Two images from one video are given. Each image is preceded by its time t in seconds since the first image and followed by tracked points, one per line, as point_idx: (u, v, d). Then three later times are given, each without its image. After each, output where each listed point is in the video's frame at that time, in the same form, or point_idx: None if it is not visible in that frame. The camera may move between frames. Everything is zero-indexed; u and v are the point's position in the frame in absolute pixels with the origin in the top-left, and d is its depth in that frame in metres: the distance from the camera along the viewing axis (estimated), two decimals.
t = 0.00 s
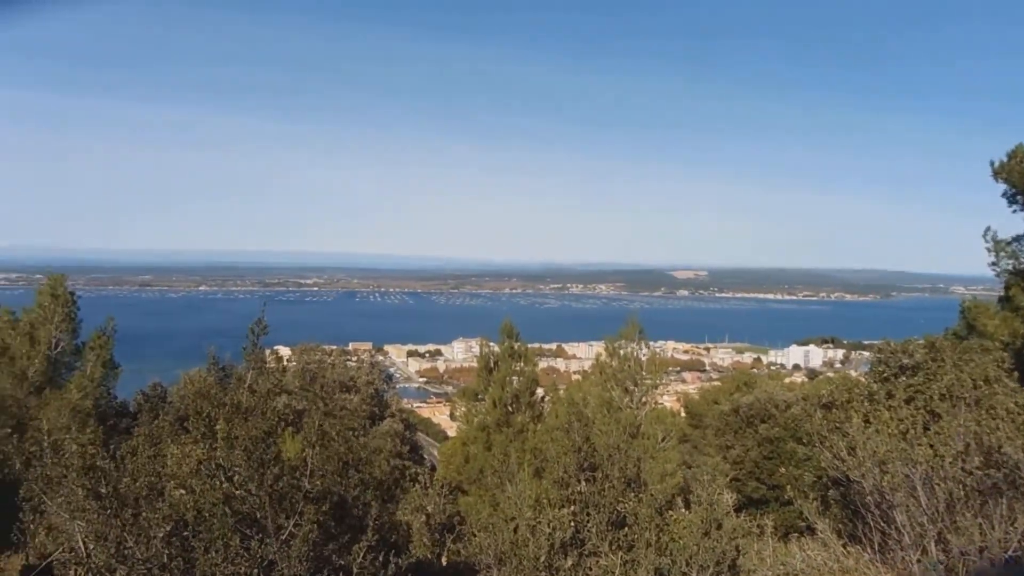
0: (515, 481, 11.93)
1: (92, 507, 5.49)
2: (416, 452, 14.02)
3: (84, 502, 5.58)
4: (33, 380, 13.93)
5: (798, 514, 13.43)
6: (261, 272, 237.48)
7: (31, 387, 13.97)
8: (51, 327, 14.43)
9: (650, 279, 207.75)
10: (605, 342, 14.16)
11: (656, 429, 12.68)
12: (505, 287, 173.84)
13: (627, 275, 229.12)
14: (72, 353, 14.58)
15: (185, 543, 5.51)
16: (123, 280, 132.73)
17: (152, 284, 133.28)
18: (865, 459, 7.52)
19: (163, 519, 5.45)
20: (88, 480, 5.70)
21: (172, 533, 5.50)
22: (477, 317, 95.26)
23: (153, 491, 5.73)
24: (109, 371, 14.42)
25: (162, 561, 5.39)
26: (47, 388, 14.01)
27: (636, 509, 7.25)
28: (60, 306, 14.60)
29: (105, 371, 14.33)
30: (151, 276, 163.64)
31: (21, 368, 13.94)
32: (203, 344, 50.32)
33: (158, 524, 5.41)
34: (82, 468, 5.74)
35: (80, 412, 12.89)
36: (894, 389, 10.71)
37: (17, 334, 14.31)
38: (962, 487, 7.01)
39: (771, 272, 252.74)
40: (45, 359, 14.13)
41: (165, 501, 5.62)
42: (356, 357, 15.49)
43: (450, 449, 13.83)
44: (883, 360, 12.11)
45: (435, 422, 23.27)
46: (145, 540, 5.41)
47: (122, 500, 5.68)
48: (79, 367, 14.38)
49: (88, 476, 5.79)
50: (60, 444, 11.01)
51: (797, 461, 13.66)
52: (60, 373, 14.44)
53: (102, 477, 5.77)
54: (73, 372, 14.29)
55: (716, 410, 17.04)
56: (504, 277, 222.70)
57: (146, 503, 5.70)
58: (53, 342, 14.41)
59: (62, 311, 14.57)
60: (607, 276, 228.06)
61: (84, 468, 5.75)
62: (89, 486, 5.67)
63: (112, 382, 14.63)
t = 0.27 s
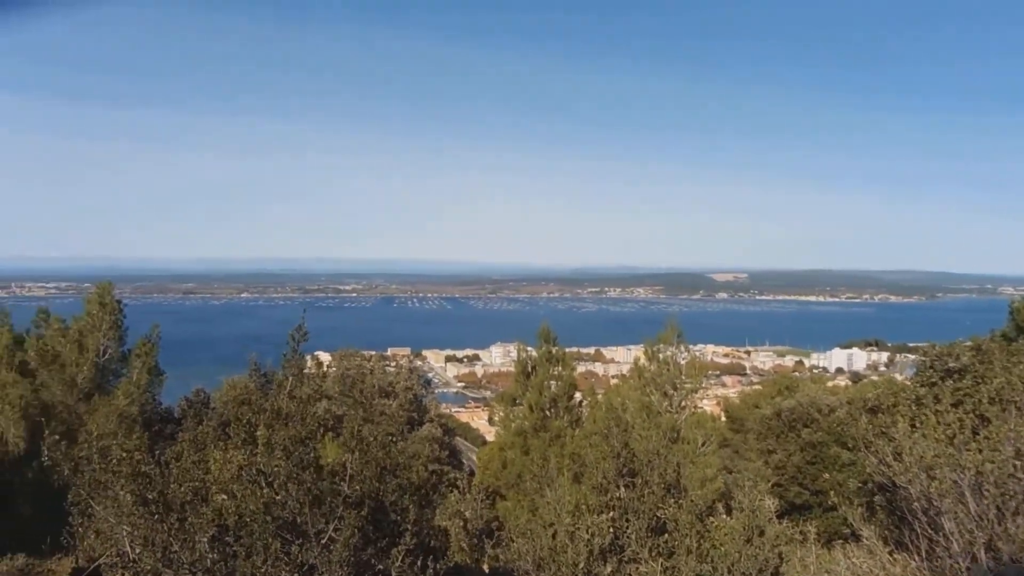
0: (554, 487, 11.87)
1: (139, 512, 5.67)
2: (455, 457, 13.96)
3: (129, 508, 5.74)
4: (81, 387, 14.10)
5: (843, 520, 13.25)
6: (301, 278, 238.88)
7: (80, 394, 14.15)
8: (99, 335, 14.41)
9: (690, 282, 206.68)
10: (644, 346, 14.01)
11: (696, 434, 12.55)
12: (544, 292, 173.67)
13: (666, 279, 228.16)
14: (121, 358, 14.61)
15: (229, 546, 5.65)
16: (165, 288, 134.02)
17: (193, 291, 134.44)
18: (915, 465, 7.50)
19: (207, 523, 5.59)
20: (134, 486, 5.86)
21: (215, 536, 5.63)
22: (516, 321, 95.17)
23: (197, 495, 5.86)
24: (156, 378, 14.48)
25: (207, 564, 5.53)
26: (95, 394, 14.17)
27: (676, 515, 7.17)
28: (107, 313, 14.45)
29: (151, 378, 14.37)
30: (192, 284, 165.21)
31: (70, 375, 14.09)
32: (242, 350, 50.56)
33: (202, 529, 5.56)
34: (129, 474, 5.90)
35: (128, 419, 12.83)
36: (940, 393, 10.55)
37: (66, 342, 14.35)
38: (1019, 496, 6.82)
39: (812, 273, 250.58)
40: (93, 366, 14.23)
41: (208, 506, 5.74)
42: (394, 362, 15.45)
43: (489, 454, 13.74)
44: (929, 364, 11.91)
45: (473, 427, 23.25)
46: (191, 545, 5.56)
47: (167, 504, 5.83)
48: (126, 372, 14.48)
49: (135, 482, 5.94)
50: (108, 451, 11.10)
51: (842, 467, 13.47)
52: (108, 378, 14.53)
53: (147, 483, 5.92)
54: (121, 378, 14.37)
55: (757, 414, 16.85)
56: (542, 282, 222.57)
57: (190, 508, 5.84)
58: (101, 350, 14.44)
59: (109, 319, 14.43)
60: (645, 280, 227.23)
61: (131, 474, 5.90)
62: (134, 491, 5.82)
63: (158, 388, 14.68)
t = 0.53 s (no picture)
0: (586, 489, 11.83)
1: (174, 512, 5.84)
2: (486, 459, 13.93)
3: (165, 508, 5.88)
4: (120, 389, 13.85)
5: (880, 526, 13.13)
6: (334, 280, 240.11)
7: (120, 396, 13.87)
8: (136, 338, 14.14)
9: (722, 284, 205.84)
10: (675, 348, 13.91)
11: (729, 438, 12.47)
12: (576, 294, 173.61)
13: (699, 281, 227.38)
14: (156, 361, 14.35)
15: (265, 547, 5.78)
16: (199, 291, 135.13)
17: (227, 294, 135.48)
18: (954, 469, 7.52)
19: (243, 525, 5.73)
20: (171, 487, 5.97)
21: (251, 537, 5.77)
22: (548, 324, 95.15)
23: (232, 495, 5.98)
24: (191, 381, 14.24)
25: (244, 565, 5.64)
26: (133, 396, 13.91)
27: (710, 519, 7.06)
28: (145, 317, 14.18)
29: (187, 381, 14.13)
30: (229, 287, 166.56)
31: (109, 378, 13.84)
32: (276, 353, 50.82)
33: (238, 529, 5.69)
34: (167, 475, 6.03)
35: (164, 420, 12.84)
36: (981, 398, 10.42)
37: (105, 343, 14.08)
38: None
39: (846, 275, 248.92)
40: (131, 368, 13.98)
41: (244, 505, 5.85)
42: (424, 364, 15.45)
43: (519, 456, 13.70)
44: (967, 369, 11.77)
45: (505, 429, 23.23)
46: (228, 546, 5.67)
47: (203, 505, 5.95)
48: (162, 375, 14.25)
49: (172, 484, 6.06)
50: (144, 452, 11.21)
51: (879, 471, 13.34)
52: (145, 381, 14.26)
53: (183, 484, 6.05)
54: (158, 380, 14.12)
55: (792, 417, 16.70)
56: (574, 284, 222.53)
57: (227, 508, 5.96)
58: (138, 352, 14.14)
59: (147, 322, 14.18)
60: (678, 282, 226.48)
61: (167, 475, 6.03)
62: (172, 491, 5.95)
63: (194, 392, 14.38)
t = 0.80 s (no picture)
0: (616, 493, 11.77)
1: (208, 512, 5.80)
2: (516, 461, 13.89)
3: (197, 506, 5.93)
4: (156, 388, 13.47)
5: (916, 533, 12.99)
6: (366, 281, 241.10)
7: (155, 395, 13.49)
8: (171, 337, 13.78)
9: (755, 287, 204.76)
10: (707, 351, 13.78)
11: (761, 442, 12.38)
12: (607, 297, 173.28)
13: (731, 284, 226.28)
14: (192, 361, 13.98)
15: (296, 547, 5.80)
16: (232, 292, 136.13)
17: (259, 294, 136.36)
18: (992, 478, 7.48)
19: (273, 524, 5.76)
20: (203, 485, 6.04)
21: (282, 538, 5.78)
22: (578, 326, 95.02)
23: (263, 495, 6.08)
24: (225, 381, 13.91)
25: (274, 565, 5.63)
26: (169, 395, 13.52)
27: (742, 525, 7.01)
28: (180, 315, 13.84)
29: (221, 380, 13.79)
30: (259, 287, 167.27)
31: (144, 377, 13.45)
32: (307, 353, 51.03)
33: (269, 529, 5.70)
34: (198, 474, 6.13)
35: (199, 418, 12.79)
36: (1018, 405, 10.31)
37: (140, 342, 13.72)
38: None
39: (881, 278, 246.79)
40: (166, 367, 13.57)
41: (274, 504, 5.90)
42: (454, 365, 15.43)
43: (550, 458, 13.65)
44: (1006, 375, 11.60)
45: (535, 431, 23.19)
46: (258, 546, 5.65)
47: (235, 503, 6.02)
48: (197, 375, 13.90)
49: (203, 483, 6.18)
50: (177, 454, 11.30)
51: (915, 478, 13.19)
52: (180, 380, 13.88)
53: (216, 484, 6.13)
54: (193, 379, 13.76)
55: (826, 422, 16.55)
56: (607, 287, 221.92)
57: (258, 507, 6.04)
58: (173, 351, 13.76)
59: (182, 321, 13.82)
60: (710, 285, 225.53)
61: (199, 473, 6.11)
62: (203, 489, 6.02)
63: (227, 391, 14.11)
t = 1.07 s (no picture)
0: (641, 493, 11.72)
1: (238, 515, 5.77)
2: (540, 461, 13.83)
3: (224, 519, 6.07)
4: (183, 389, 13.45)
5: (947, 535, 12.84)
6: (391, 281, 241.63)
7: (183, 396, 13.44)
8: (198, 338, 13.72)
9: (780, 286, 203.84)
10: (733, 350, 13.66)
11: (788, 443, 12.29)
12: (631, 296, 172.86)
13: (757, 284, 225.17)
14: (218, 362, 13.96)
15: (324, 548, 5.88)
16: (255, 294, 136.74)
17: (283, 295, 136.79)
18: None
19: (302, 525, 5.86)
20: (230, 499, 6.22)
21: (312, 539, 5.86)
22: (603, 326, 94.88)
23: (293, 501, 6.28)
24: (251, 381, 13.89)
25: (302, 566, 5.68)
26: (196, 397, 13.52)
27: (770, 526, 7.00)
28: (207, 317, 13.81)
29: (247, 381, 13.77)
30: (281, 288, 167.71)
31: (172, 378, 13.43)
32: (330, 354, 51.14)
33: (297, 531, 5.77)
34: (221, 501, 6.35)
35: (226, 419, 12.78)
36: None
37: (168, 344, 13.71)
38: None
39: (910, 275, 244.80)
40: (194, 369, 13.55)
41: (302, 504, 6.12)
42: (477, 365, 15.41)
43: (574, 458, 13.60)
44: None
45: (559, 431, 23.12)
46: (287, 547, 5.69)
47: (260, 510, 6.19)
48: (223, 376, 13.88)
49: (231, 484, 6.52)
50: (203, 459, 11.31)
51: (945, 480, 13.05)
52: (207, 382, 13.83)
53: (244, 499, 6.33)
54: (219, 381, 13.72)
55: (854, 423, 16.40)
56: (629, 287, 221.42)
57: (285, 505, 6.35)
58: (200, 353, 13.72)
59: (209, 322, 13.79)
60: (735, 285, 224.67)
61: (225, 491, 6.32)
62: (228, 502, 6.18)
63: (253, 392, 14.09)
